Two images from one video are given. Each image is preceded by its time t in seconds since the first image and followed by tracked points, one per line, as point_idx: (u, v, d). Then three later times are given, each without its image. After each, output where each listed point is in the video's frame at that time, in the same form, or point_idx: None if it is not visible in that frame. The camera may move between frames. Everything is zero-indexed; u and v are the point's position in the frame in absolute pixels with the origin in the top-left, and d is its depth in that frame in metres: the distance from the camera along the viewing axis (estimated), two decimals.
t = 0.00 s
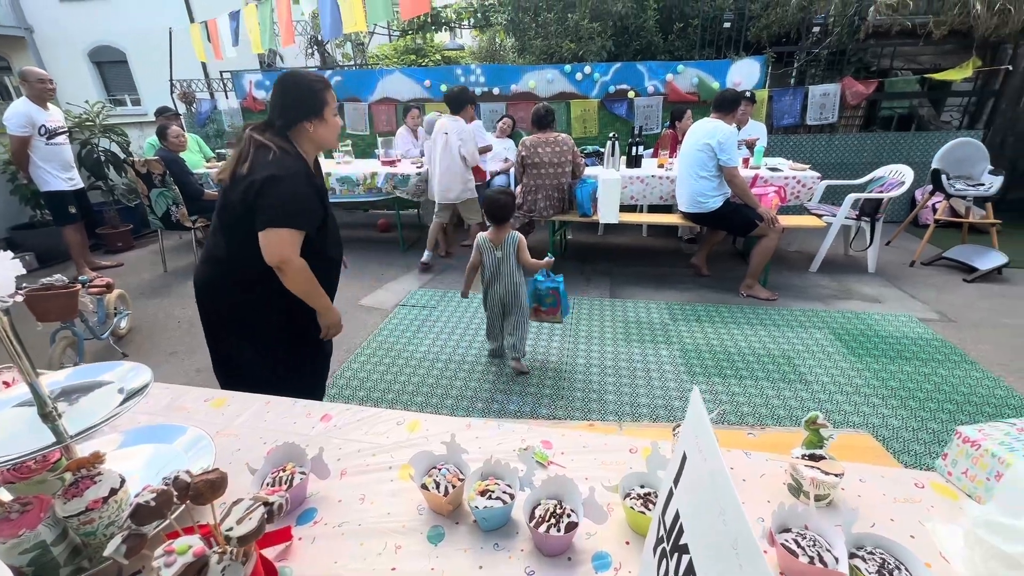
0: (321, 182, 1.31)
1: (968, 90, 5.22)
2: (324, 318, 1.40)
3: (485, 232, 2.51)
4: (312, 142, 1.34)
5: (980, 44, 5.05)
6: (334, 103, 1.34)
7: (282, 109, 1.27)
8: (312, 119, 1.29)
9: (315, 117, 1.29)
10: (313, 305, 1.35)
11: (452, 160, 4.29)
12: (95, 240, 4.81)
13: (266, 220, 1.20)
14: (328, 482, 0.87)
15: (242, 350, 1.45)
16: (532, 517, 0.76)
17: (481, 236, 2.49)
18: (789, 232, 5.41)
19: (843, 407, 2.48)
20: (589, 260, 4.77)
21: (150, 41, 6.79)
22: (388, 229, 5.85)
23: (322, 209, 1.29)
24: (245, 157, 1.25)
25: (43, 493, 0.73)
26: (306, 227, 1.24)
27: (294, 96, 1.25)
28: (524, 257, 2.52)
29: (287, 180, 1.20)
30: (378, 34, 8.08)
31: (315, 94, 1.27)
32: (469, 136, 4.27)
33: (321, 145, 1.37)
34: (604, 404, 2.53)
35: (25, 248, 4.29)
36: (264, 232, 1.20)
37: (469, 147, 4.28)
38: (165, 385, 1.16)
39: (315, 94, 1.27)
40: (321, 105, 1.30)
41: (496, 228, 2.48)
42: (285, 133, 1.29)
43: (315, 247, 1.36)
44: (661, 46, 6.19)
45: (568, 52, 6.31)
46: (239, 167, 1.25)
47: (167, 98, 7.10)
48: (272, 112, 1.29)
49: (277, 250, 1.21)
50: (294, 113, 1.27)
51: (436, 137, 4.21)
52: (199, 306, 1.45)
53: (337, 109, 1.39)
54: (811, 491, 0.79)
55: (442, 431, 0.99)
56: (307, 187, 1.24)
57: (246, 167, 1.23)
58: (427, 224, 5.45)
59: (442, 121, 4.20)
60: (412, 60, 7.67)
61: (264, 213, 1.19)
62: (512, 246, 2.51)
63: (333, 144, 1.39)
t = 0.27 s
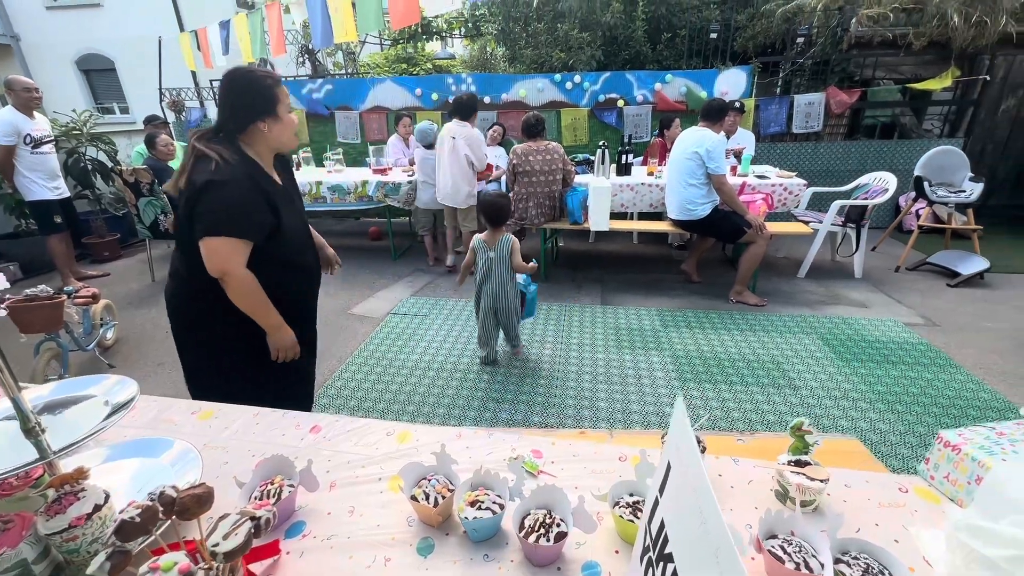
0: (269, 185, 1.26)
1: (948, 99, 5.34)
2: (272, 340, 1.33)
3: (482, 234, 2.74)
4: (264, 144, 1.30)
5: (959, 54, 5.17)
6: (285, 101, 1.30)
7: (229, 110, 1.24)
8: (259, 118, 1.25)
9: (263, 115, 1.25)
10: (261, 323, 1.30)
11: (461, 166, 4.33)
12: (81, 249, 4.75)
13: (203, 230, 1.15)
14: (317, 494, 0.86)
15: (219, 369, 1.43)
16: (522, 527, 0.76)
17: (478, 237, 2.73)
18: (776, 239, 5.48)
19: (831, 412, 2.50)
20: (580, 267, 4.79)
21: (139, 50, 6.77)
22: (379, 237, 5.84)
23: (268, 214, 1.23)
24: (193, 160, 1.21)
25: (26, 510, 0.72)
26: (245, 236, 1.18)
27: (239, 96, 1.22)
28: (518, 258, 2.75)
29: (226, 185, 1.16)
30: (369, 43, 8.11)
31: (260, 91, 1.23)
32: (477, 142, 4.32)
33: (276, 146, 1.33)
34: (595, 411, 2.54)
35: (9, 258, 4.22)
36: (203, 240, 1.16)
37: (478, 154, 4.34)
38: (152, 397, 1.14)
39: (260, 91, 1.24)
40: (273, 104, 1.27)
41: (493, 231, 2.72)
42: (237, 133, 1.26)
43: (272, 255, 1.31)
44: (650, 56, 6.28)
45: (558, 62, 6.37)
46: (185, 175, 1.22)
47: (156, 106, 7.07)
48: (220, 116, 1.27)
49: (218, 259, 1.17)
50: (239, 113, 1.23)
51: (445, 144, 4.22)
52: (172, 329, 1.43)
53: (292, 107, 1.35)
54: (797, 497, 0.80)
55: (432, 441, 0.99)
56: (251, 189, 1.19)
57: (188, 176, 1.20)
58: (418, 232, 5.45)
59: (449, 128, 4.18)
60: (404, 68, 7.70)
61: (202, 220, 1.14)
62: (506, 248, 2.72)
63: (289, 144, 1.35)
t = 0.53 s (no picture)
0: (191, 196, 1.20)
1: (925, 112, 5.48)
2: (187, 366, 1.25)
3: (479, 246, 2.84)
4: (198, 152, 1.26)
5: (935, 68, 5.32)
6: (215, 105, 1.25)
7: (155, 119, 1.21)
8: (186, 124, 1.21)
9: (190, 121, 1.21)
10: (179, 351, 1.23)
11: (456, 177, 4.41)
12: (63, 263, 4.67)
13: (117, 244, 1.12)
14: (295, 523, 0.85)
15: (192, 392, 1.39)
16: (501, 555, 0.75)
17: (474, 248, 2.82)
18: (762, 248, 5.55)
19: (817, 422, 2.52)
20: (569, 278, 4.81)
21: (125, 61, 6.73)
22: (368, 248, 5.81)
23: (188, 226, 1.18)
24: (118, 176, 1.20)
25: None
26: (158, 250, 1.13)
27: (163, 103, 1.19)
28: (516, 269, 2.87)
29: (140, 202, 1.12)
30: (358, 55, 8.15)
31: (183, 96, 1.20)
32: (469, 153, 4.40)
33: (212, 154, 1.27)
34: (583, 424, 2.53)
35: None
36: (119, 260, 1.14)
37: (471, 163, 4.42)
38: (127, 422, 1.12)
39: (184, 95, 1.20)
40: (199, 108, 1.22)
41: (488, 242, 2.82)
42: (166, 143, 1.23)
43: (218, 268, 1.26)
44: (636, 68, 6.40)
45: (546, 74, 6.45)
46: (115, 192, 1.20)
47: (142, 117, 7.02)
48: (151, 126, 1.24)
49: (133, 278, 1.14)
50: (164, 122, 1.20)
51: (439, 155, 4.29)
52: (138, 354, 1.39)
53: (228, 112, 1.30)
54: (776, 518, 0.80)
55: (413, 465, 0.98)
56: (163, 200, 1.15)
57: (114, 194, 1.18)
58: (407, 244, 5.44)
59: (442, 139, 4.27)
60: (393, 80, 7.72)
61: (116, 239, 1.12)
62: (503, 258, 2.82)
63: (227, 149, 1.30)
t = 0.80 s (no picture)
0: (127, 214, 1.19)
1: (902, 123, 5.62)
2: (98, 399, 1.22)
3: (462, 255, 2.84)
4: (140, 165, 1.24)
5: (910, 81, 5.46)
6: (155, 116, 1.24)
7: (90, 132, 1.19)
8: (124, 137, 1.20)
9: (128, 133, 1.20)
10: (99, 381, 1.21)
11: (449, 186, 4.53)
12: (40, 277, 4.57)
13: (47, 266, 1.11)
14: (267, 552, 0.82)
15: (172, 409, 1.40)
16: None
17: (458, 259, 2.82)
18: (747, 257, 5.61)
19: (803, 431, 2.54)
20: (557, 288, 4.82)
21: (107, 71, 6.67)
22: (355, 259, 5.78)
23: (123, 249, 1.17)
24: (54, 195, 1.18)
25: None
26: (86, 277, 1.12)
27: (97, 115, 1.17)
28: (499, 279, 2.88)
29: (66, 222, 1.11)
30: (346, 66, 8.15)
31: (116, 107, 1.18)
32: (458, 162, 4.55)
33: (156, 166, 1.26)
34: (572, 436, 2.52)
35: None
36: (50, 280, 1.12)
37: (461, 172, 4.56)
38: (97, 447, 1.08)
39: (118, 107, 1.18)
40: (136, 120, 1.20)
41: (471, 251, 2.82)
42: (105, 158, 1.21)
43: (163, 286, 1.26)
44: (621, 80, 6.49)
45: (532, 85, 6.50)
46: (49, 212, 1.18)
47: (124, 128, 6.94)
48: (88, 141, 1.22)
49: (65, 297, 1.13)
50: (100, 135, 1.18)
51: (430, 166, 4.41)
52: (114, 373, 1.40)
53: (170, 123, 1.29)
54: (757, 538, 0.80)
55: (392, 489, 0.96)
56: (95, 222, 1.13)
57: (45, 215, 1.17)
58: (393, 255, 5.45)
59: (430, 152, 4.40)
60: (381, 90, 7.72)
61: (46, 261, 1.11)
62: (486, 268, 2.82)
63: (171, 160, 1.29)
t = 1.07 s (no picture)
0: (90, 234, 1.16)
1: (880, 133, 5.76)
2: (64, 424, 1.23)
3: (447, 266, 2.83)
4: (104, 182, 1.21)
5: (886, 93, 5.61)
6: (118, 131, 1.21)
7: (50, 148, 1.16)
8: (85, 154, 1.17)
9: (89, 149, 1.17)
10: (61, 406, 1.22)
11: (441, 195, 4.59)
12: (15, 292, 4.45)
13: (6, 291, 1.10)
14: None
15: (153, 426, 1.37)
16: None
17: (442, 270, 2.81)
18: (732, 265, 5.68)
19: (790, 439, 2.55)
20: (545, 298, 4.82)
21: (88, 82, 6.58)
22: (341, 270, 5.72)
23: (85, 269, 1.14)
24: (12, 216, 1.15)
25: None
26: (49, 302, 1.11)
27: (57, 131, 1.15)
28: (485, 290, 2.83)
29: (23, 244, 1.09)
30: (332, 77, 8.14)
31: (75, 123, 1.15)
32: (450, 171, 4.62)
33: (121, 183, 1.23)
34: (562, 449, 2.50)
35: None
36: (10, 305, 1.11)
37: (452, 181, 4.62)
38: (68, 474, 1.04)
39: (79, 124, 1.15)
40: (98, 135, 1.17)
41: (455, 262, 2.80)
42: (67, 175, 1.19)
43: (132, 303, 1.23)
44: (607, 91, 6.57)
45: (519, 96, 6.55)
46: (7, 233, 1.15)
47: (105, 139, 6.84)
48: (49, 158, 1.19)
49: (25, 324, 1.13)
50: (60, 153, 1.16)
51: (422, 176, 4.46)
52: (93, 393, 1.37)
53: (135, 138, 1.26)
54: (749, 557, 0.78)
55: (378, 511, 0.93)
56: (56, 244, 1.11)
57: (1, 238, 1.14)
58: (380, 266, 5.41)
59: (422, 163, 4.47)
60: (367, 101, 7.68)
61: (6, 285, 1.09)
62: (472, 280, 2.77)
63: (136, 177, 1.25)
